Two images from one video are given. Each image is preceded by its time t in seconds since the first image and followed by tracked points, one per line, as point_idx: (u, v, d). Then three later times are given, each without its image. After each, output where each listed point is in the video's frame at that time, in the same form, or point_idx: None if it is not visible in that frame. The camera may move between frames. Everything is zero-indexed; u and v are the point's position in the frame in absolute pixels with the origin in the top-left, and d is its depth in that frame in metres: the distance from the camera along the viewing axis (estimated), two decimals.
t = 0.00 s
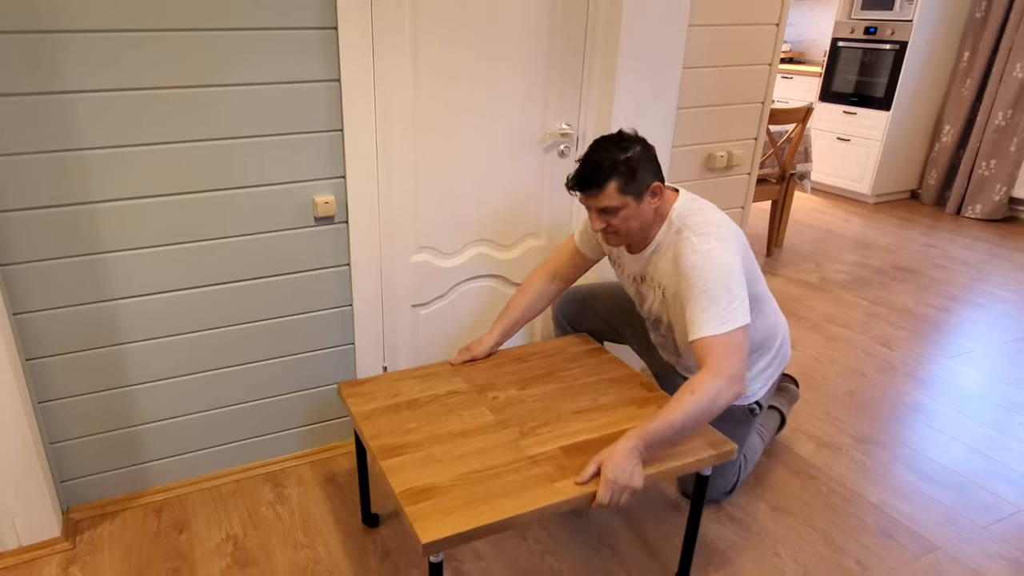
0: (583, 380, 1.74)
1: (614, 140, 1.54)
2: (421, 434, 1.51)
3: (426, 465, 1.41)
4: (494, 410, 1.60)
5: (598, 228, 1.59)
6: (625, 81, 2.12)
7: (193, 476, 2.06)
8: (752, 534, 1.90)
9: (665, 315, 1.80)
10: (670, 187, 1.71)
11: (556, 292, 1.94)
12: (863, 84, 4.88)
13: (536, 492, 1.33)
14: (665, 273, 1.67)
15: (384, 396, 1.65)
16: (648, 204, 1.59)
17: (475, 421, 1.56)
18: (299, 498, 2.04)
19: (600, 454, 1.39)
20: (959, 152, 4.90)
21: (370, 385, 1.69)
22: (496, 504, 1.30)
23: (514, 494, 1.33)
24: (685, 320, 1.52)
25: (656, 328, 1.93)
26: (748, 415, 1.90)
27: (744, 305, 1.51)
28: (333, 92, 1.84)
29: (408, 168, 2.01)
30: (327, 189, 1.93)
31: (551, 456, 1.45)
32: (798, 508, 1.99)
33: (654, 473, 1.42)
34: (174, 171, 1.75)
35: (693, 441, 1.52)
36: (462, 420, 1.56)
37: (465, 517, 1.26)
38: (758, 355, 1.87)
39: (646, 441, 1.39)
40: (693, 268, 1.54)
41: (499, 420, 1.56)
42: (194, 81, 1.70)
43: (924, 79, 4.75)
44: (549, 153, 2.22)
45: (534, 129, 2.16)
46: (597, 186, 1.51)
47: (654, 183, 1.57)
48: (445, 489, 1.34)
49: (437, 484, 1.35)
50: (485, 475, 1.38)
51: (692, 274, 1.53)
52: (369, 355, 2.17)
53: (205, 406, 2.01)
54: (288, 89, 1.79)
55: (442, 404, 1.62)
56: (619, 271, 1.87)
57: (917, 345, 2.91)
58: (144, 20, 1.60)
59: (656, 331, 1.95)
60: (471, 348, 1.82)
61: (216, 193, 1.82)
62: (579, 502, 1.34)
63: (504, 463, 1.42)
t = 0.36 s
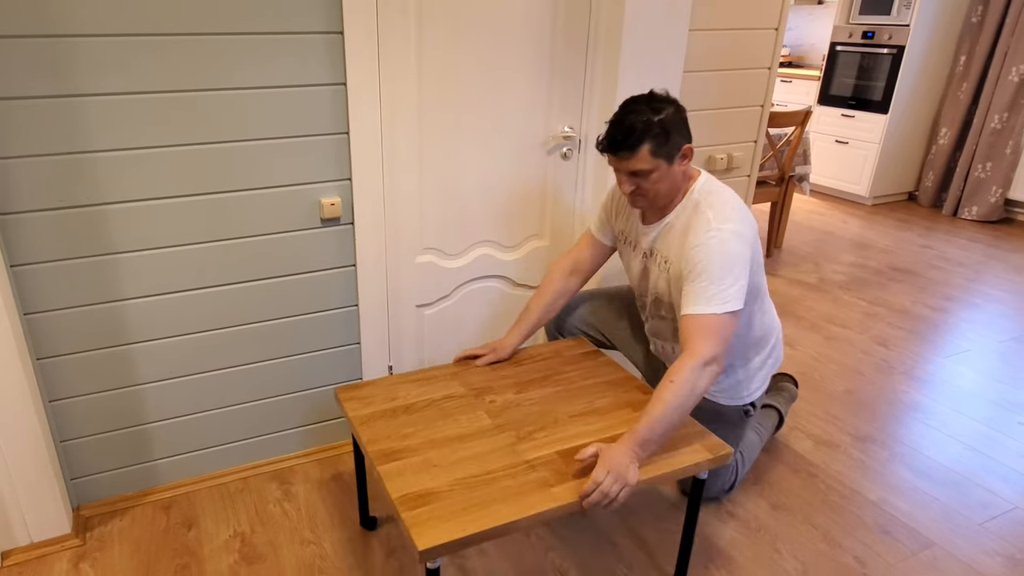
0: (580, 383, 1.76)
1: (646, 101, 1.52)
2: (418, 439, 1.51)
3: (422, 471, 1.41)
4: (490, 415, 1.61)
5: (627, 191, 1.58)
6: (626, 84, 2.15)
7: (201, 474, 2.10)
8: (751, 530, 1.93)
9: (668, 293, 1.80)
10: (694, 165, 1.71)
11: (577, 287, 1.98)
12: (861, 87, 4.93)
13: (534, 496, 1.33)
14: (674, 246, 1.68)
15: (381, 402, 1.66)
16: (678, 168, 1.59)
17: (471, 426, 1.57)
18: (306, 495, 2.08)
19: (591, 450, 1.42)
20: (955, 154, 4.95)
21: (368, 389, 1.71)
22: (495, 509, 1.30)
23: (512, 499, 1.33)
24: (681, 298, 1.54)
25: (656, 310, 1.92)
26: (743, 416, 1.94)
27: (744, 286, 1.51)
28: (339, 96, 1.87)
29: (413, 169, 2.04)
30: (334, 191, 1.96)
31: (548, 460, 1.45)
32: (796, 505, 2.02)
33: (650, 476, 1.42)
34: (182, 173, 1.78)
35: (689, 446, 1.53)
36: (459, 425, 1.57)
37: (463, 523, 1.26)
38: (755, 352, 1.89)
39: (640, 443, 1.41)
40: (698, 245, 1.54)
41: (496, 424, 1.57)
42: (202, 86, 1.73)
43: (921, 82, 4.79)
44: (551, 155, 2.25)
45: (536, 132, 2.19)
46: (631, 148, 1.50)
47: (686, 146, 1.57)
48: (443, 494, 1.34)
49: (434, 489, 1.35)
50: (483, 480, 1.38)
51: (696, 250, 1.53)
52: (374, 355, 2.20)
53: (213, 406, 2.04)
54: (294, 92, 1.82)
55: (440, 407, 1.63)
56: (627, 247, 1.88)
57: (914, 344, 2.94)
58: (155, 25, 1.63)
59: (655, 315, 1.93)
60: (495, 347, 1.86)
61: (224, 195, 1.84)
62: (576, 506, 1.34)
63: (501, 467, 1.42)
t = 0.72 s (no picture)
0: (605, 397, 1.66)
1: (675, 94, 1.51)
2: (431, 441, 1.47)
3: (428, 474, 1.36)
4: (507, 424, 1.54)
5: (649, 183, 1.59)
6: (627, 87, 2.18)
7: (209, 471, 2.13)
8: (751, 527, 1.96)
9: (686, 289, 1.78)
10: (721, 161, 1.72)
11: (615, 282, 2.03)
12: (859, 91, 4.98)
13: (536, 512, 1.27)
14: (697, 242, 1.69)
15: (400, 402, 1.62)
16: (703, 162, 1.59)
17: (488, 432, 1.51)
18: (313, 492, 2.12)
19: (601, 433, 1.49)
20: (951, 157, 5.00)
21: (386, 390, 1.66)
22: (494, 519, 1.24)
23: (514, 513, 1.27)
24: (711, 298, 1.58)
25: (669, 309, 1.90)
26: (749, 415, 1.95)
27: (774, 290, 1.56)
28: (344, 99, 1.90)
29: (418, 171, 2.07)
30: (339, 193, 1.99)
31: (557, 475, 1.38)
32: (795, 503, 2.05)
33: (659, 501, 1.32)
34: (189, 176, 1.81)
35: (709, 469, 1.42)
36: (475, 431, 1.51)
37: (459, 530, 1.21)
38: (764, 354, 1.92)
39: (663, 429, 1.45)
40: (729, 247, 1.56)
41: (512, 432, 1.51)
42: (210, 90, 1.75)
43: (918, 85, 4.83)
44: (554, 157, 2.28)
45: (540, 135, 2.22)
46: (656, 141, 1.50)
47: (712, 141, 1.57)
48: (444, 500, 1.29)
49: (437, 493, 1.30)
50: (486, 488, 1.32)
51: (728, 253, 1.56)
52: (380, 355, 2.23)
53: (221, 405, 2.07)
54: (300, 96, 1.85)
55: (458, 412, 1.58)
56: (643, 240, 1.89)
57: (911, 343, 2.97)
58: (162, 29, 1.66)
59: (666, 314, 1.93)
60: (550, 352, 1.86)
61: (231, 197, 1.87)
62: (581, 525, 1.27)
63: (509, 478, 1.36)
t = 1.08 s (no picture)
0: (670, 425, 1.54)
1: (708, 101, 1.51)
2: (475, 438, 1.46)
3: (460, 469, 1.37)
4: (561, 436, 1.49)
5: (679, 191, 1.58)
6: (629, 90, 2.21)
7: (216, 469, 2.17)
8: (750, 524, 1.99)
9: (708, 292, 1.77)
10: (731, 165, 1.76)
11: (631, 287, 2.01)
12: (858, 94, 5.02)
13: (555, 527, 1.22)
14: (718, 245, 1.70)
15: (462, 396, 1.62)
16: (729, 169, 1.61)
17: (535, 439, 1.48)
18: (318, 489, 2.16)
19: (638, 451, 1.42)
20: (948, 160, 5.05)
21: (456, 381, 1.68)
22: (503, 523, 1.23)
23: (534, 524, 1.23)
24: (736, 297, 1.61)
25: (683, 312, 1.88)
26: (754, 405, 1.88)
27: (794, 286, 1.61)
28: (350, 102, 1.93)
29: (423, 173, 2.10)
30: (345, 195, 2.02)
31: (589, 495, 1.31)
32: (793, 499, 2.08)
33: (692, 545, 1.19)
34: (198, 178, 1.84)
35: (763, 523, 1.25)
36: (522, 436, 1.49)
37: (466, 526, 1.22)
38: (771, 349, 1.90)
39: (704, 431, 1.43)
40: (755, 247, 1.59)
41: (559, 445, 1.46)
42: (219, 93, 1.78)
43: (916, 88, 4.89)
44: (556, 160, 2.31)
45: (543, 137, 2.25)
46: (692, 150, 1.49)
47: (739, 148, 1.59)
48: (470, 497, 1.29)
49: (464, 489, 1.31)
50: (512, 494, 1.30)
51: (755, 252, 1.59)
52: (385, 355, 2.27)
53: (228, 403, 2.11)
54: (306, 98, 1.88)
55: (512, 414, 1.56)
56: (652, 244, 1.89)
57: (908, 343, 3.00)
58: (172, 34, 1.68)
59: (677, 318, 1.91)
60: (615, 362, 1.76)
61: (239, 198, 1.90)
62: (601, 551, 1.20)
63: (537, 487, 1.32)
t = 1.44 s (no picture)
0: (697, 437, 1.52)
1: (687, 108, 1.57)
2: (493, 436, 1.51)
3: (477, 466, 1.41)
4: (583, 441, 1.51)
5: (667, 196, 1.60)
6: (630, 94, 2.25)
7: (226, 467, 2.21)
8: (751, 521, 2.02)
9: (694, 288, 1.83)
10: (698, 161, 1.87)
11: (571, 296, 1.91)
12: (856, 97, 5.07)
13: (564, 529, 1.24)
14: (700, 243, 1.76)
15: (490, 395, 1.67)
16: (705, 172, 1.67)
17: (556, 441, 1.50)
18: (324, 487, 2.19)
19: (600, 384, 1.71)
20: (945, 162, 5.09)
21: (485, 381, 1.74)
22: (512, 520, 1.26)
23: (543, 525, 1.26)
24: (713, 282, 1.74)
25: (671, 312, 1.91)
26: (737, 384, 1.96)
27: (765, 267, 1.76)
28: (356, 105, 1.96)
29: (428, 176, 2.13)
30: (351, 197, 2.05)
31: (602, 500, 1.33)
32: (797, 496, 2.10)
33: (701, 558, 1.18)
34: (207, 180, 1.86)
35: (778, 541, 1.23)
36: (543, 436, 1.52)
37: (474, 520, 1.26)
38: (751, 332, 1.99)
39: (658, 378, 1.66)
40: (735, 236, 1.70)
41: (579, 448, 1.48)
42: (228, 97, 1.81)
43: (913, 91, 4.93)
44: (559, 162, 2.34)
45: (547, 141, 2.29)
46: (682, 154, 1.53)
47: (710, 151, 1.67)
48: (480, 494, 1.33)
49: (474, 485, 1.35)
50: (524, 492, 1.34)
51: (735, 241, 1.70)
52: (390, 355, 2.30)
53: (236, 402, 2.14)
54: (314, 102, 1.91)
55: (535, 415, 1.59)
56: (628, 254, 1.87)
57: (906, 343, 3.03)
58: (182, 39, 1.71)
59: (665, 320, 1.93)
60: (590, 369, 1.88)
61: (248, 200, 1.93)
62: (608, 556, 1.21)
63: (550, 489, 1.35)
